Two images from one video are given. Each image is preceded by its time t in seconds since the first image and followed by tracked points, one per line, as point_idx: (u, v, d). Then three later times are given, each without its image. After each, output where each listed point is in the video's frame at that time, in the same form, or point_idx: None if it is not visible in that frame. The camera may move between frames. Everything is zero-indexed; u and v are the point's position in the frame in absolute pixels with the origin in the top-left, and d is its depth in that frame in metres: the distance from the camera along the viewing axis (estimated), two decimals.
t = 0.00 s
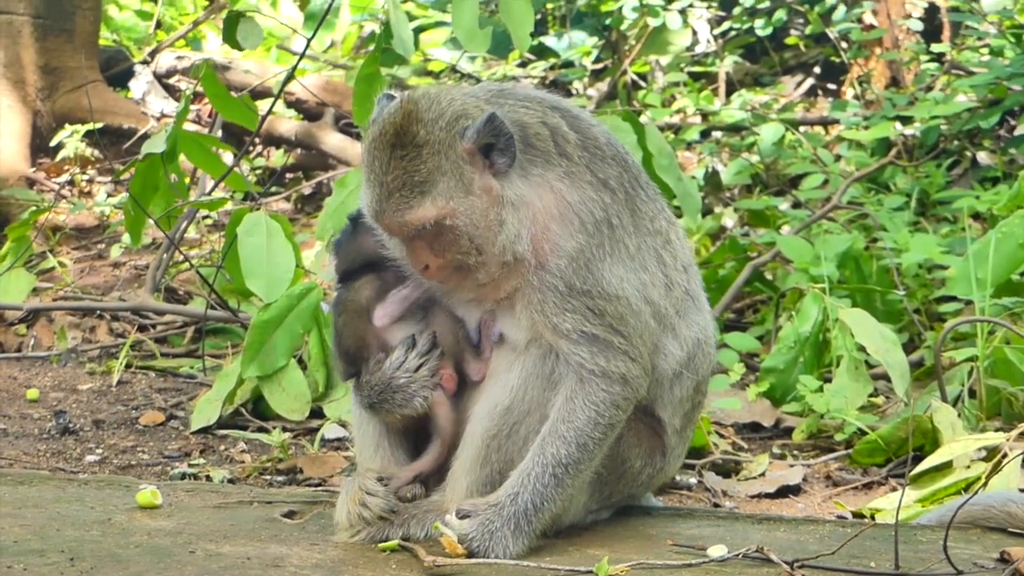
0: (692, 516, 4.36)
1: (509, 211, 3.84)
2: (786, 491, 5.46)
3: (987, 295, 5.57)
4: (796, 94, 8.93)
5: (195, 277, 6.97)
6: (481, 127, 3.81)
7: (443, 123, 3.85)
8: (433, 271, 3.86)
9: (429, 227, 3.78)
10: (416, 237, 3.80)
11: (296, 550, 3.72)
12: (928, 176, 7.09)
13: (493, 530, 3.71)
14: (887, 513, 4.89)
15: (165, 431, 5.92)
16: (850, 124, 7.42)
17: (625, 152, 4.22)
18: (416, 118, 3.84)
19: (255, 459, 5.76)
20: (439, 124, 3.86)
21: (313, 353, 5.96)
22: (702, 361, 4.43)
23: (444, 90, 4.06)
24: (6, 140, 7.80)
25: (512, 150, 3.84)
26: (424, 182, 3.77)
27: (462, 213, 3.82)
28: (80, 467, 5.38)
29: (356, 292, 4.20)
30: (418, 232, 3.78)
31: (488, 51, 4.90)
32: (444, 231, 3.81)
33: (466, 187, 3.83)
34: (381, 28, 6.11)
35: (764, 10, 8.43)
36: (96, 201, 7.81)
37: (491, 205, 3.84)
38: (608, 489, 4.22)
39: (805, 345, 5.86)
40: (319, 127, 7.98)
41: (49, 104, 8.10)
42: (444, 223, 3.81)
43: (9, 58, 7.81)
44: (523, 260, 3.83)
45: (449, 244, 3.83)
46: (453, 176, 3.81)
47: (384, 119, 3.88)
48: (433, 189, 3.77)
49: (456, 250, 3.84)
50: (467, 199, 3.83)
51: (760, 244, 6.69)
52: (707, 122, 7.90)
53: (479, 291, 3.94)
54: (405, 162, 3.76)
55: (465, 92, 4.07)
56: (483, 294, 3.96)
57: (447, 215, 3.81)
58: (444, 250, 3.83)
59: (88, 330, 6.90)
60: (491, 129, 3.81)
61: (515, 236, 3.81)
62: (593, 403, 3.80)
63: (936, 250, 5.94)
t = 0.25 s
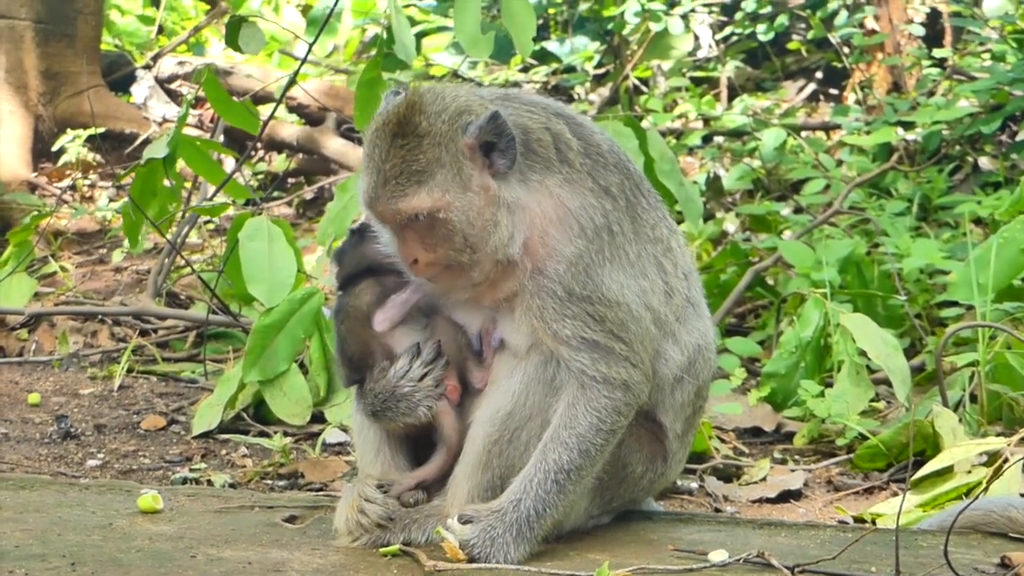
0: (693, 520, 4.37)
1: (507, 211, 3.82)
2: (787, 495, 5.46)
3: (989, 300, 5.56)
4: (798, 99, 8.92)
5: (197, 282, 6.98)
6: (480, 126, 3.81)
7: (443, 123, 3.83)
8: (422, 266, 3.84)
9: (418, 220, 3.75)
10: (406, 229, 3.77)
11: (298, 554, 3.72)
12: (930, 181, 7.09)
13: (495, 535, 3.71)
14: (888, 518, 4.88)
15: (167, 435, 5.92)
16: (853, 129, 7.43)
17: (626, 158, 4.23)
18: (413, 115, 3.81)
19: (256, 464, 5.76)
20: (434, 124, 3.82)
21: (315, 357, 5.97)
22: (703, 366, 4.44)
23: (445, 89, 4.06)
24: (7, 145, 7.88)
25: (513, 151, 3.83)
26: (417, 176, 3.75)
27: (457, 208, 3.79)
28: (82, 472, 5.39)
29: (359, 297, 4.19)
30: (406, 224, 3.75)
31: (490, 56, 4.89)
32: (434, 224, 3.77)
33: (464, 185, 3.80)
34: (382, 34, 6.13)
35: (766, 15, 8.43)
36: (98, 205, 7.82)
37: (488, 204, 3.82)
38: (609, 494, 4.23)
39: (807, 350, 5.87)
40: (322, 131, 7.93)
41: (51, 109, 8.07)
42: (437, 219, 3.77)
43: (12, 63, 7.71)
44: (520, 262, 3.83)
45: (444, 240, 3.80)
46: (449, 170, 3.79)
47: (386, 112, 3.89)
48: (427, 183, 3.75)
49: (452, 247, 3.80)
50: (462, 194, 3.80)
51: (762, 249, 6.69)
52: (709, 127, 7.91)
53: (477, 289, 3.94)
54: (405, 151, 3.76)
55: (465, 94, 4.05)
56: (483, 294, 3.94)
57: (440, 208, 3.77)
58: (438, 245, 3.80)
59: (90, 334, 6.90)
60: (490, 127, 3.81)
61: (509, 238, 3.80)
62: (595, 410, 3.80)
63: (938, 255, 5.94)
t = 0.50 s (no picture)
0: (698, 525, 4.35)
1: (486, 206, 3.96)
2: (791, 498, 5.47)
3: (992, 302, 5.55)
4: (800, 102, 8.93)
5: (199, 286, 6.98)
6: (459, 115, 3.94)
7: (423, 111, 4.04)
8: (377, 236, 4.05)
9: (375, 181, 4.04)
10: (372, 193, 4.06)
11: (302, 559, 3.72)
12: (932, 184, 7.10)
13: (499, 541, 3.71)
14: (891, 521, 4.88)
15: (170, 439, 5.92)
16: (855, 131, 7.44)
17: (629, 166, 4.23)
18: (395, 96, 4.08)
19: (260, 468, 5.76)
20: (412, 99, 4.07)
21: (318, 361, 5.96)
22: (707, 373, 4.42)
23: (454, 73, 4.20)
24: (10, 148, 7.88)
25: (492, 146, 3.93)
26: (383, 143, 4.03)
27: (413, 181, 4.01)
28: (85, 476, 5.39)
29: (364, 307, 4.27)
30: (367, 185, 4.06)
31: (494, 59, 4.87)
32: (389, 192, 4.03)
33: (428, 164, 4.01)
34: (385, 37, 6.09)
35: (768, 18, 8.42)
36: (100, 209, 7.83)
37: (452, 190, 4.00)
38: (613, 499, 4.23)
39: (810, 353, 5.87)
40: (324, 135, 8.00)
41: (54, 112, 8.06)
42: (392, 188, 4.02)
43: (14, 67, 7.70)
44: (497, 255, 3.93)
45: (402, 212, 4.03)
46: (415, 146, 4.01)
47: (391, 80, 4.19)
48: (390, 151, 4.02)
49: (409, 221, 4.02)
50: (422, 171, 4.01)
51: (764, 252, 6.69)
52: (712, 130, 7.91)
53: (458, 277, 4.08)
54: (384, 116, 4.06)
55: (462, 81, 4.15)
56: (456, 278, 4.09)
57: (396, 177, 4.01)
58: (394, 215, 4.03)
59: (93, 338, 6.90)
60: (472, 120, 3.93)
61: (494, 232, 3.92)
62: (598, 414, 3.79)
63: (941, 258, 5.95)
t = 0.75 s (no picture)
0: (700, 528, 4.34)
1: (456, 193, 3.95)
2: (793, 502, 5.47)
3: (994, 306, 5.54)
4: (802, 105, 8.93)
5: (201, 290, 6.99)
6: (428, 101, 3.93)
7: (396, 94, 4.04)
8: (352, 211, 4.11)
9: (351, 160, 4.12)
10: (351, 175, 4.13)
11: (304, 563, 3.72)
12: (934, 188, 7.11)
13: (499, 545, 3.71)
14: (894, 525, 4.87)
15: (172, 443, 5.92)
16: (857, 135, 7.45)
17: (625, 168, 4.22)
18: (383, 81, 4.13)
19: (262, 472, 5.76)
20: (391, 82, 4.11)
21: (320, 365, 5.96)
22: (706, 377, 4.42)
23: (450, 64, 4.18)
24: (11, 153, 7.83)
25: (460, 136, 3.91)
26: (359, 121, 4.10)
27: (377, 159, 4.04)
28: (87, 480, 5.39)
29: (364, 311, 4.28)
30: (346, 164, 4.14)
31: (495, 64, 4.88)
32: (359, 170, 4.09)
33: (394, 145, 4.02)
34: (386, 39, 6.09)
35: (770, 22, 8.42)
36: (102, 213, 7.83)
37: (418, 172, 4.00)
38: (616, 503, 4.22)
39: (812, 357, 5.85)
40: (325, 139, 7.97)
41: (55, 117, 8.09)
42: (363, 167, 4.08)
43: (16, 71, 7.80)
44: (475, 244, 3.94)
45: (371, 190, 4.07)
46: (383, 124, 4.04)
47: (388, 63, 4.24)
48: (361, 129, 4.08)
49: (375, 199, 4.06)
50: (386, 150, 4.03)
51: (766, 256, 6.70)
52: (713, 134, 7.92)
53: (436, 260, 4.08)
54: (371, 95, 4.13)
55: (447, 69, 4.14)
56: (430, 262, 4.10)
57: (362, 152, 4.06)
58: (364, 193, 4.08)
59: (95, 343, 6.91)
60: (440, 108, 3.92)
61: (474, 226, 3.93)
62: (593, 414, 3.78)
63: (942, 262, 5.95)
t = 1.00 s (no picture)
0: (702, 532, 4.33)
1: (447, 187, 3.99)
2: (796, 506, 5.45)
3: (997, 309, 5.53)
4: (805, 109, 8.93)
5: (204, 294, 6.99)
6: (417, 95, 3.98)
7: (391, 87, 4.12)
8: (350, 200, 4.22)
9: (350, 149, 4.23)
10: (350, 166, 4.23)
11: (307, 568, 3.72)
12: (937, 191, 7.11)
13: (501, 549, 3.70)
14: (896, 529, 4.86)
15: (175, 447, 5.92)
16: (860, 139, 7.46)
17: (621, 167, 4.22)
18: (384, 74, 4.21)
19: (265, 476, 5.76)
20: (388, 76, 4.19)
21: (323, 369, 5.96)
22: (707, 380, 4.41)
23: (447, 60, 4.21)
24: (14, 158, 7.82)
25: (448, 129, 3.95)
26: (358, 111, 4.21)
27: (370, 149, 4.12)
28: (90, 484, 5.39)
29: (365, 318, 4.27)
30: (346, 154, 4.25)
31: (497, 68, 4.88)
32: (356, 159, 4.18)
33: (385, 135, 4.10)
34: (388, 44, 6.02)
35: (772, 25, 8.40)
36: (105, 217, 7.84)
37: (407, 165, 4.07)
38: (618, 507, 4.22)
39: (814, 361, 5.86)
40: (328, 144, 7.94)
41: (58, 121, 8.10)
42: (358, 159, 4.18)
43: (19, 76, 7.83)
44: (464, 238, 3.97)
45: (365, 182, 4.15)
46: (376, 116, 4.12)
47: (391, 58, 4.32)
48: (357, 119, 4.19)
49: (368, 189, 4.14)
50: (376, 139, 4.11)
51: (769, 260, 6.70)
52: (716, 138, 7.93)
53: (430, 254, 4.13)
54: (372, 87, 4.22)
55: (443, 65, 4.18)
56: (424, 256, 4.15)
57: (357, 142, 4.17)
58: (359, 182, 4.18)
59: (98, 347, 6.91)
60: (429, 102, 3.96)
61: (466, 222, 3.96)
62: (591, 414, 3.78)
63: (945, 265, 5.95)
